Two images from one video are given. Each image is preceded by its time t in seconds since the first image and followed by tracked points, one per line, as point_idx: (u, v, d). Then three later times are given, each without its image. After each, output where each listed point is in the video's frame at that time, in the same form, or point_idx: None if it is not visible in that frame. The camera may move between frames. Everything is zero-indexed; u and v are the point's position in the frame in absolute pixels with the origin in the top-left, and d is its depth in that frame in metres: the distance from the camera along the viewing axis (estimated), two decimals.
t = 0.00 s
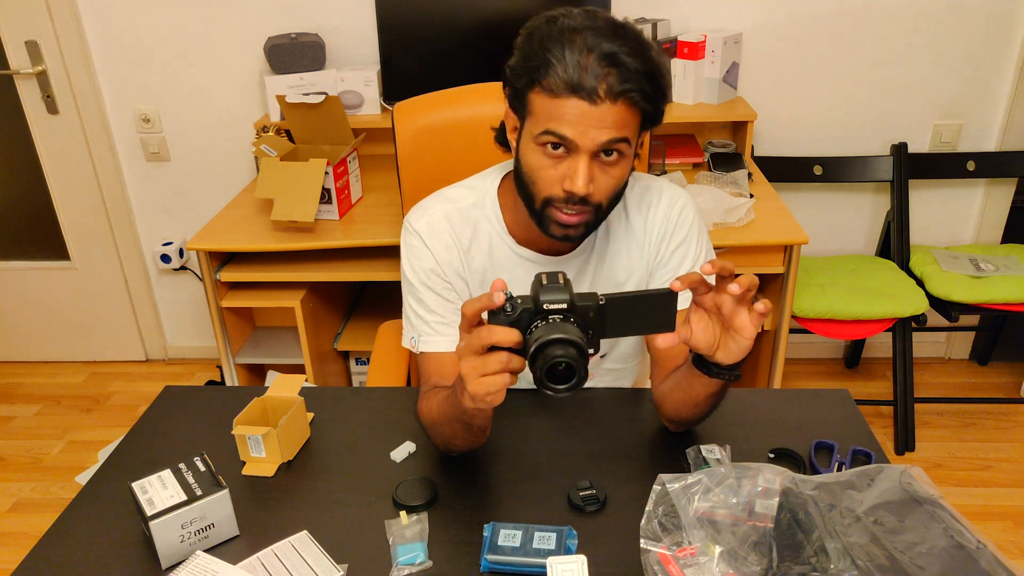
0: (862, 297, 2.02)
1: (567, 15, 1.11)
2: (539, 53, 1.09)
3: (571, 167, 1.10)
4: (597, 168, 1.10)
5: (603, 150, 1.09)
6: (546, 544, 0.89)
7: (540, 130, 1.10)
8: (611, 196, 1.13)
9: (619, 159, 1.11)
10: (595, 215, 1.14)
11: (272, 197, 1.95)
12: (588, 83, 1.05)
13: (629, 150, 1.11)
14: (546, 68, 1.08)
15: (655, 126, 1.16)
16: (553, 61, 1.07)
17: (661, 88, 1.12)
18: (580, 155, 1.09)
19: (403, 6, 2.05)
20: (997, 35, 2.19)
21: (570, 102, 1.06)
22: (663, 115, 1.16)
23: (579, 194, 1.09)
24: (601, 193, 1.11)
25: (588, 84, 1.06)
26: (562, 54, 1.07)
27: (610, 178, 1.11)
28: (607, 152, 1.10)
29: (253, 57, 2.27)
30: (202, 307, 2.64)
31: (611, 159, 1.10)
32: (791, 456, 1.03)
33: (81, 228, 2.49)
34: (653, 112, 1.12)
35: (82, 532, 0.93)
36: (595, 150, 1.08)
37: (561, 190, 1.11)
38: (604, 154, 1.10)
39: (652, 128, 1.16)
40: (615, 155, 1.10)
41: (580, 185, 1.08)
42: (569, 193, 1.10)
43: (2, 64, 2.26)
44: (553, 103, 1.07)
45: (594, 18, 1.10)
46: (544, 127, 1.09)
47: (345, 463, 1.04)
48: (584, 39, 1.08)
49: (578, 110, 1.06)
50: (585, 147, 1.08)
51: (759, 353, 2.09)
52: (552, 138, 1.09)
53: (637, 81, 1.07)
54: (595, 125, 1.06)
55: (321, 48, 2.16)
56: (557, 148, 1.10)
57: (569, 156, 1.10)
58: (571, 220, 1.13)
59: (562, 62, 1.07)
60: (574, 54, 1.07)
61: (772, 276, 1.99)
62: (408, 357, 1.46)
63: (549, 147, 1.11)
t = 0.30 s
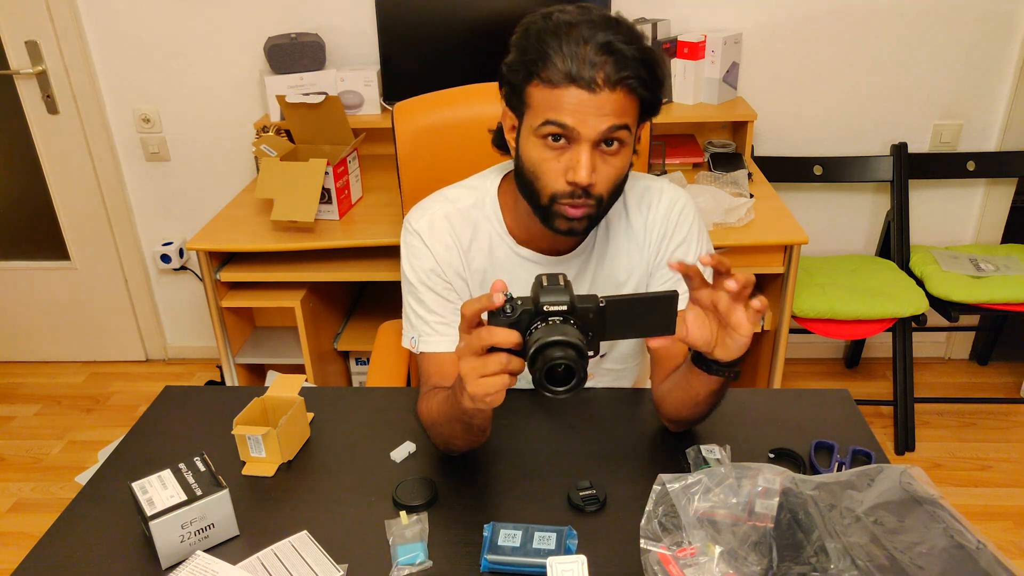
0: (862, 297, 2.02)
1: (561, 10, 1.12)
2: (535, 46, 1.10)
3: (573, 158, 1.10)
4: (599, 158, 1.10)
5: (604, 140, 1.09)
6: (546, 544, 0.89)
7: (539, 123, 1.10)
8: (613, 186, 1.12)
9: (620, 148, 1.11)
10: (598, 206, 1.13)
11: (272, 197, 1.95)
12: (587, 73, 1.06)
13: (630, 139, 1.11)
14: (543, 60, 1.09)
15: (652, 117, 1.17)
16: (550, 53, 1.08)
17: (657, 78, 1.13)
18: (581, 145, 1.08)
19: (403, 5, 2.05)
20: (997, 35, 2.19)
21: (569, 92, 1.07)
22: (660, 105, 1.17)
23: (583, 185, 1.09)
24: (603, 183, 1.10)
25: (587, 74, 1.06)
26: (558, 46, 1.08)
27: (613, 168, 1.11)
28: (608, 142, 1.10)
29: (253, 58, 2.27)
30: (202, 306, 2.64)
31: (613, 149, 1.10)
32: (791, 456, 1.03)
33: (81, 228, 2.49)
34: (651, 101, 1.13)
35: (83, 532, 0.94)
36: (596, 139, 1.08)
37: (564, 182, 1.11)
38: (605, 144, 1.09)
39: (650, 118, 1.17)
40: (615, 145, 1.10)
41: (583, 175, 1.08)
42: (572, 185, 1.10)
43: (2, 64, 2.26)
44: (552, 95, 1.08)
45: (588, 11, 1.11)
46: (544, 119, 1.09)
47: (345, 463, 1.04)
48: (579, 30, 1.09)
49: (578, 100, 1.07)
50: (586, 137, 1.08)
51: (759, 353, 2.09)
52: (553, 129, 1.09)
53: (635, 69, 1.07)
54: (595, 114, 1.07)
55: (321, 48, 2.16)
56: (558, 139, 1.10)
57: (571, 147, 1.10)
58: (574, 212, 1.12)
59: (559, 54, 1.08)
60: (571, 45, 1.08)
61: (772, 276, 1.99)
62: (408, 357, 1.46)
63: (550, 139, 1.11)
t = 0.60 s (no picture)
0: (862, 298, 2.02)
1: (552, 10, 1.13)
2: (532, 47, 1.10)
3: (579, 156, 1.09)
4: (606, 153, 1.09)
5: (610, 134, 1.09)
6: (546, 544, 0.89)
7: (544, 122, 1.10)
8: (622, 180, 1.12)
9: (626, 142, 1.10)
10: (608, 201, 1.12)
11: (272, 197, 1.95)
12: (587, 69, 1.06)
13: (634, 132, 1.11)
14: (542, 60, 1.09)
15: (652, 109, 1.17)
16: (548, 52, 1.08)
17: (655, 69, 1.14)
18: (588, 141, 1.08)
19: (403, 5, 2.05)
20: (996, 35, 2.19)
21: (572, 89, 1.07)
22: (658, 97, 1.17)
23: (592, 181, 1.08)
24: (613, 177, 1.10)
25: (588, 69, 1.06)
26: (556, 44, 1.08)
27: (620, 162, 1.11)
28: (613, 137, 1.10)
29: (253, 58, 2.27)
30: (202, 306, 2.64)
31: (619, 143, 1.10)
32: (791, 456, 1.03)
33: (81, 228, 2.49)
34: (651, 93, 1.13)
35: (83, 531, 0.93)
36: (602, 134, 1.08)
37: (573, 180, 1.10)
38: (611, 139, 1.09)
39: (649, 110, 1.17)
40: (621, 139, 1.10)
41: (592, 171, 1.07)
42: (581, 182, 1.09)
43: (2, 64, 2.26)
44: (555, 93, 1.08)
45: (580, 9, 1.12)
46: (548, 118, 1.09)
47: (345, 464, 1.04)
48: (575, 28, 1.10)
49: (581, 97, 1.07)
50: (591, 133, 1.08)
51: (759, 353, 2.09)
52: (558, 127, 1.09)
53: (634, 61, 1.08)
54: (599, 109, 1.07)
55: (321, 48, 2.16)
56: (563, 137, 1.10)
57: (577, 144, 1.09)
58: (585, 209, 1.12)
59: (558, 53, 1.08)
60: (569, 43, 1.08)
61: (772, 276, 1.99)
62: (408, 357, 1.46)
63: (555, 139, 1.10)
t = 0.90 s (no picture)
0: (862, 297, 2.02)
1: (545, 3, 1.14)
2: (526, 37, 1.10)
3: (572, 145, 1.09)
4: (599, 143, 1.10)
5: (603, 124, 1.09)
6: (546, 544, 0.89)
7: (537, 112, 1.10)
8: (616, 171, 1.12)
9: (619, 132, 1.11)
10: (601, 191, 1.12)
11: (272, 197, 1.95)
12: (580, 58, 1.07)
13: (626, 123, 1.11)
14: (535, 50, 1.09)
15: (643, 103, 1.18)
16: (542, 41, 1.09)
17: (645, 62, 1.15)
18: (581, 130, 1.08)
19: (403, 5, 2.05)
20: (997, 35, 2.19)
21: (565, 78, 1.07)
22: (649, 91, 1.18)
23: (586, 169, 1.08)
24: (606, 167, 1.10)
25: (581, 59, 1.07)
26: (550, 34, 1.09)
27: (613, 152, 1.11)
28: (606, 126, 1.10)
29: (253, 57, 2.27)
30: (202, 306, 2.64)
31: (611, 133, 1.10)
32: (791, 456, 1.03)
33: (81, 228, 2.49)
34: (643, 85, 1.14)
35: (83, 531, 0.93)
36: (595, 124, 1.08)
37: (567, 169, 1.10)
38: (604, 128, 1.10)
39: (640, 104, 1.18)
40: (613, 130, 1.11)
41: (586, 160, 1.08)
42: (574, 171, 1.09)
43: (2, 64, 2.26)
44: (548, 82, 1.08)
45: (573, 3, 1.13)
46: (542, 107, 1.09)
47: (345, 464, 1.04)
48: (568, 19, 1.10)
49: (574, 86, 1.07)
50: (584, 122, 1.09)
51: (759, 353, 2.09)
52: (552, 116, 1.09)
53: (626, 51, 1.09)
54: (592, 98, 1.07)
55: (322, 48, 2.16)
56: (557, 127, 1.10)
57: (570, 133, 1.09)
58: (579, 199, 1.12)
59: (551, 42, 1.08)
60: (562, 33, 1.08)
61: (772, 276, 1.99)
62: (408, 357, 1.46)
63: (548, 128, 1.10)
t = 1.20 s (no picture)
0: (862, 297, 2.02)
1: (547, 4, 1.14)
2: (522, 40, 1.10)
3: (559, 151, 1.09)
4: (586, 150, 1.10)
5: (591, 132, 1.09)
6: (546, 544, 0.89)
7: (525, 116, 1.10)
8: (603, 178, 1.12)
9: (607, 141, 1.10)
10: (587, 198, 1.13)
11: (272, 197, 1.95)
12: (571, 64, 1.06)
13: (617, 131, 1.11)
14: (528, 53, 1.09)
15: (641, 111, 1.17)
16: (536, 45, 1.09)
17: (644, 70, 1.14)
18: (568, 137, 1.08)
19: (403, 5, 2.05)
20: (997, 35, 2.19)
21: (555, 84, 1.07)
22: (648, 99, 1.17)
23: (569, 176, 1.09)
24: (591, 174, 1.10)
25: (572, 65, 1.06)
26: (545, 38, 1.09)
27: (600, 160, 1.11)
28: (595, 134, 1.10)
29: (253, 58, 2.27)
30: (202, 306, 2.64)
31: (599, 141, 1.10)
32: (791, 456, 1.03)
33: (81, 228, 2.49)
34: (639, 94, 1.13)
35: (82, 531, 0.94)
36: (582, 131, 1.08)
37: (551, 175, 1.11)
38: (592, 136, 1.09)
39: (638, 111, 1.17)
40: (602, 138, 1.10)
41: (569, 167, 1.08)
42: (559, 177, 1.10)
43: (2, 64, 2.26)
44: (537, 87, 1.08)
45: (575, 5, 1.12)
46: (530, 111, 1.09)
47: (345, 464, 1.04)
48: (565, 22, 1.10)
49: (563, 92, 1.07)
50: (572, 129, 1.08)
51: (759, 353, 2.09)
52: (539, 122, 1.09)
53: (619, 60, 1.08)
54: (581, 105, 1.07)
55: (321, 48, 2.16)
56: (545, 132, 1.10)
57: (557, 139, 1.09)
58: (564, 205, 1.12)
59: (545, 46, 1.08)
60: (556, 37, 1.08)
61: (772, 276, 1.99)
62: (408, 357, 1.46)
63: (536, 132, 1.11)
